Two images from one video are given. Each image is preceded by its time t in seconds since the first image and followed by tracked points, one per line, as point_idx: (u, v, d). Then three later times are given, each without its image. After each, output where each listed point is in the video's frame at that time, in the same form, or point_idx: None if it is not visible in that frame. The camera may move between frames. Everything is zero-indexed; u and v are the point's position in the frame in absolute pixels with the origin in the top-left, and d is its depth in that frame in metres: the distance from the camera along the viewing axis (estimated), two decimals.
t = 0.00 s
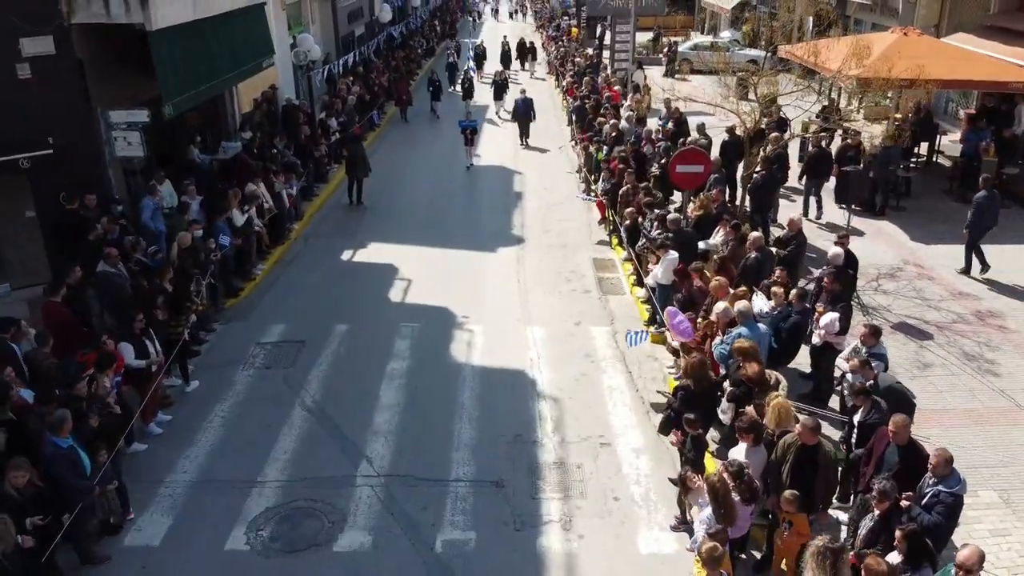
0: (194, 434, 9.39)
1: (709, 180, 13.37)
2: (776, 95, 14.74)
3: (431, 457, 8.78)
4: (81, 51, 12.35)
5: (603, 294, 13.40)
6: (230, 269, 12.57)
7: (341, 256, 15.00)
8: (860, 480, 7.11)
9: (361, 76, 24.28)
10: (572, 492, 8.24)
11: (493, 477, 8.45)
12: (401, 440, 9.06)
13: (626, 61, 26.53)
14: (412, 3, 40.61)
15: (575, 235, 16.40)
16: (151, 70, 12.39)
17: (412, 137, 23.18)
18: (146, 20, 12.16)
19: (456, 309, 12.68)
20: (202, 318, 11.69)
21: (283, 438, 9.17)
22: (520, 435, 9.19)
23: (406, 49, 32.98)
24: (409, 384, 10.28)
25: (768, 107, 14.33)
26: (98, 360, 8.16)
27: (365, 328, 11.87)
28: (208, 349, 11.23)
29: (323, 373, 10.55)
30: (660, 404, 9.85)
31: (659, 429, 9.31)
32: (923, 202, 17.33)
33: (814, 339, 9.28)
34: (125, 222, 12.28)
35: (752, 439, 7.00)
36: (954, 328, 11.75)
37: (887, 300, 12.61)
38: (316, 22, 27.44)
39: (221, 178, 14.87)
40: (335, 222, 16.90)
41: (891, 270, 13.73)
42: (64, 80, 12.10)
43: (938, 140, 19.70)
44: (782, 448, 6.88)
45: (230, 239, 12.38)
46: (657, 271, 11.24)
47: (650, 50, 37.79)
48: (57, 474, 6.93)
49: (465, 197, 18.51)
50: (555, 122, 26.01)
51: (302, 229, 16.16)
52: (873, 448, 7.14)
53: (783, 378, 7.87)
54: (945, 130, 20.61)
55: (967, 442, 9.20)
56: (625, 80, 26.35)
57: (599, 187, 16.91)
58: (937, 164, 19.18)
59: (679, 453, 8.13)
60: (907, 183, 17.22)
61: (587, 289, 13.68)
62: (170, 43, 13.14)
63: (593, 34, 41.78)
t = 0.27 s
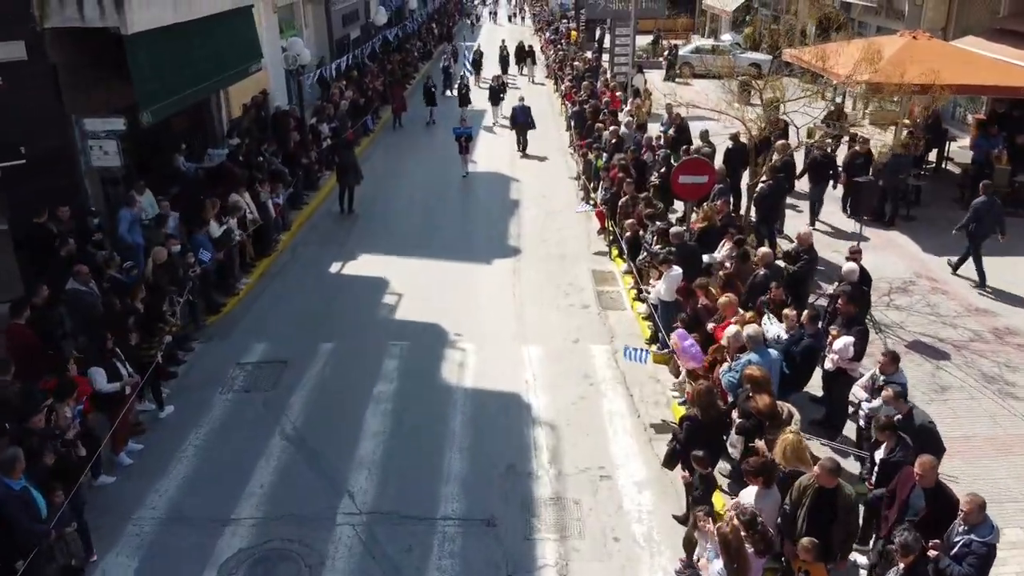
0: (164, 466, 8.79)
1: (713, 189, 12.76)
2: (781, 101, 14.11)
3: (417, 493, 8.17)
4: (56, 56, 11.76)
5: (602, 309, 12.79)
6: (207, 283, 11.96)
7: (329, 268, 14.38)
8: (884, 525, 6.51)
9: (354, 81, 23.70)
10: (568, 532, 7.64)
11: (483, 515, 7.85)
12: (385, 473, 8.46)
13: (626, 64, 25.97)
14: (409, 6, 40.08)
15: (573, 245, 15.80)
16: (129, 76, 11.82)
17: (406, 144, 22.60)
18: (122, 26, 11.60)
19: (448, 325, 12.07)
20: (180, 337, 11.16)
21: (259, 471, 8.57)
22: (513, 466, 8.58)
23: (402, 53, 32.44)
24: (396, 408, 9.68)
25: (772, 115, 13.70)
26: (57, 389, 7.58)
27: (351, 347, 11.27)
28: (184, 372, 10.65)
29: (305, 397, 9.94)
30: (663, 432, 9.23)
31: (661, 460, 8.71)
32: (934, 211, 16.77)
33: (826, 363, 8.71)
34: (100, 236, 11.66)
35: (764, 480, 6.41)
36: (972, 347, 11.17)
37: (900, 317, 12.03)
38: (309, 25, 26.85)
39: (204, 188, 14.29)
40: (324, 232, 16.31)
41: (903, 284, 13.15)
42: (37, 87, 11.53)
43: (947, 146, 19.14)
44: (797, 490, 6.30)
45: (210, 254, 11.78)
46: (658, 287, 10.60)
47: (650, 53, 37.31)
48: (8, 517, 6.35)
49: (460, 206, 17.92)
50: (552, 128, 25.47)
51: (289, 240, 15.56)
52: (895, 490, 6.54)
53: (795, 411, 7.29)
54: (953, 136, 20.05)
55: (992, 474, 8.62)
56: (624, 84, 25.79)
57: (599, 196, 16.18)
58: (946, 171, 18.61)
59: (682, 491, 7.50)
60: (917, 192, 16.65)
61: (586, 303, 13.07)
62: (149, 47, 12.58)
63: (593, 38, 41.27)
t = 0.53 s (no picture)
0: (130, 504, 8.16)
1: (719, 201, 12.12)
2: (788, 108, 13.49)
3: (402, 536, 7.54)
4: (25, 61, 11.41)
5: (603, 326, 12.15)
6: (184, 300, 11.43)
7: (316, 282, 13.74)
8: None
9: (347, 86, 23.11)
10: None
11: (472, 562, 7.22)
12: (368, 513, 7.82)
13: (626, 69, 25.35)
14: (406, 9, 39.52)
15: (572, 258, 15.18)
16: (105, 82, 11.28)
17: (400, 151, 21.99)
18: (93, 29, 10.88)
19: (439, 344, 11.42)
20: (155, 359, 10.57)
21: (232, 511, 7.94)
22: (507, 505, 7.96)
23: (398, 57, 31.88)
24: (382, 438, 9.04)
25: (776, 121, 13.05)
26: (8, 427, 6.92)
27: (336, 369, 10.64)
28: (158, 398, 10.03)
29: (285, 426, 9.31)
30: (667, 466, 8.59)
31: (666, 497, 8.08)
32: (947, 221, 16.15)
33: (843, 395, 8.11)
34: (71, 252, 11.07)
35: (781, 534, 5.80)
36: (994, 370, 10.55)
37: (916, 337, 11.41)
38: (302, 29, 26.26)
39: (185, 200, 13.69)
40: (313, 243, 15.69)
41: (917, 301, 12.54)
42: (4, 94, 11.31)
43: (958, 154, 18.53)
44: (818, 545, 5.68)
45: (188, 270, 11.21)
46: (662, 306, 9.91)
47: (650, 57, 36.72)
48: None
49: (454, 216, 17.30)
50: (551, 134, 24.87)
51: (276, 252, 14.95)
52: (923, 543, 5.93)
53: (815, 452, 6.67)
54: (965, 144, 19.42)
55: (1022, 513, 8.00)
56: (625, 89, 25.19)
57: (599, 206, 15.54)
58: (958, 180, 17.99)
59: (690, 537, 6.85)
60: (929, 201, 16.04)
61: (585, 319, 12.43)
62: (128, 52, 12.05)
63: (592, 41, 40.70)
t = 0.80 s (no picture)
0: (87, 554, 7.52)
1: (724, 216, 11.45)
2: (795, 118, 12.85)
3: None
4: None
5: (602, 348, 11.49)
6: (158, 325, 10.79)
7: (301, 301, 13.08)
8: None
9: (339, 92, 22.48)
10: None
11: None
12: (345, 565, 7.17)
13: (626, 74, 24.68)
14: (402, 14, 38.93)
15: (569, 273, 14.53)
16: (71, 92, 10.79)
17: (393, 160, 21.35)
18: (57, 38, 10.27)
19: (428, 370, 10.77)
20: (123, 389, 9.92)
21: (197, 562, 7.29)
22: (497, 555, 7.31)
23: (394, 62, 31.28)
24: (363, 477, 8.39)
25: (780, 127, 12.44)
26: None
27: (317, 398, 9.99)
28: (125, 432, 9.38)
29: (259, 465, 8.65)
30: (671, 510, 7.93)
31: (671, 547, 7.42)
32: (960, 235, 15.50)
33: (863, 435, 7.47)
34: (37, 273, 10.43)
35: None
36: (1018, 399, 9.91)
37: (934, 362, 10.75)
38: (294, 34, 25.66)
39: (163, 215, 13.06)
40: (299, 258, 15.04)
41: (933, 322, 11.89)
42: None
43: (970, 163, 17.88)
44: None
45: (161, 292, 10.60)
46: (665, 330, 9.24)
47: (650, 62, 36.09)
48: None
49: (447, 228, 16.65)
50: (548, 141, 24.24)
51: (260, 268, 14.29)
52: None
53: (837, 507, 6.00)
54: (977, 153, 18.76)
55: None
56: (624, 95, 24.56)
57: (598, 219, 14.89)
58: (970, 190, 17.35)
59: None
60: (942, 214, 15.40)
61: (583, 341, 11.78)
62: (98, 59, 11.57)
63: (591, 46, 40.09)
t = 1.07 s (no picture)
0: None
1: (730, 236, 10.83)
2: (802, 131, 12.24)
3: None
4: None
5: (600, 374, 10.85)
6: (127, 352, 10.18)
7: (284, 322, 12.46)
8: None
9: (330, 99, 21.87)
10: None
11: None
12: None
13: (625, 80, 24.04)
14: (397, 18, 38.33)
15: (566, 291, 13.90)
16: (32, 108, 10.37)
17: (386, 170, 20.74)
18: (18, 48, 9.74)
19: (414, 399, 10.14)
20: (88, 421, 9.28)
21: None
22: None
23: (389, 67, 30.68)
24: (341, 524, 7.78)
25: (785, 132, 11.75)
26: None
27: (296, 432, 9.38)
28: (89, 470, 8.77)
29: (227, 512, 8.02)
30: (674, 562, 7.29)
31: None
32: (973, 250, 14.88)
33: (886, 483, 6.88)
34: None
35: None
36: None
37: (951, 391, 10.13)
38: (285, 38, 25.06)
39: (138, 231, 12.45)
40: (284, 274, 14.41)
41: (949, 346, 11.27)
42: None
43: (982, 174, 17.25)
44: None
45: (131, 318, 10.00)
46: (668, 362, 8.61)
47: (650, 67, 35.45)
48: None
49: (439, 242, 16.02)
50: (546, 150, 23.63)
51: (242, 286, 13.67)
52: None
53: None
54: (988, 163, 18.13)
55: None
56: (624, 101, 23.94)
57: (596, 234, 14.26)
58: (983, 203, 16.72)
59: None
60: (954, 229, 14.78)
61: (580, 365, 11.15)
62: (63, 73, 11.15)
63: (590, 50, 39.47)
